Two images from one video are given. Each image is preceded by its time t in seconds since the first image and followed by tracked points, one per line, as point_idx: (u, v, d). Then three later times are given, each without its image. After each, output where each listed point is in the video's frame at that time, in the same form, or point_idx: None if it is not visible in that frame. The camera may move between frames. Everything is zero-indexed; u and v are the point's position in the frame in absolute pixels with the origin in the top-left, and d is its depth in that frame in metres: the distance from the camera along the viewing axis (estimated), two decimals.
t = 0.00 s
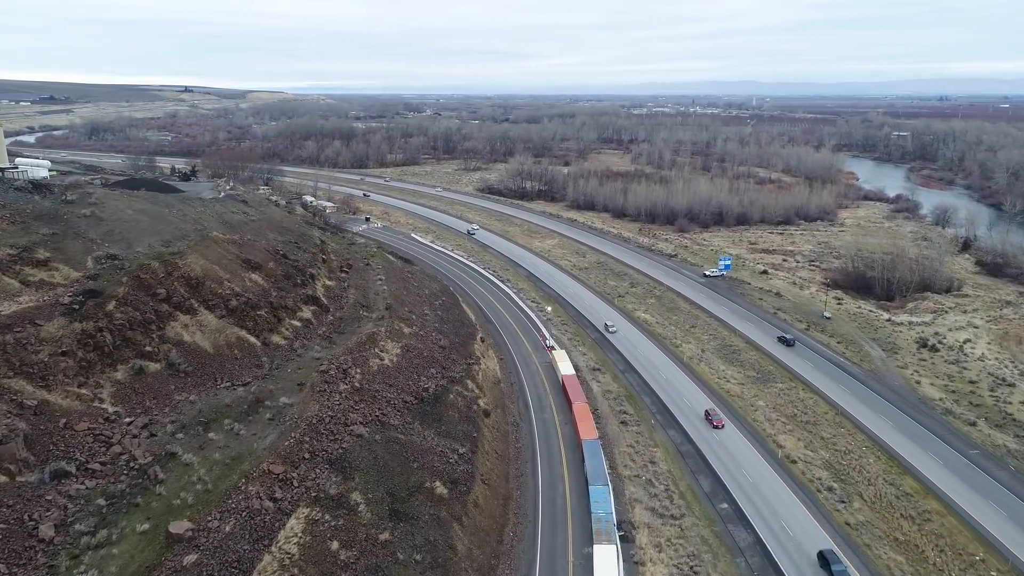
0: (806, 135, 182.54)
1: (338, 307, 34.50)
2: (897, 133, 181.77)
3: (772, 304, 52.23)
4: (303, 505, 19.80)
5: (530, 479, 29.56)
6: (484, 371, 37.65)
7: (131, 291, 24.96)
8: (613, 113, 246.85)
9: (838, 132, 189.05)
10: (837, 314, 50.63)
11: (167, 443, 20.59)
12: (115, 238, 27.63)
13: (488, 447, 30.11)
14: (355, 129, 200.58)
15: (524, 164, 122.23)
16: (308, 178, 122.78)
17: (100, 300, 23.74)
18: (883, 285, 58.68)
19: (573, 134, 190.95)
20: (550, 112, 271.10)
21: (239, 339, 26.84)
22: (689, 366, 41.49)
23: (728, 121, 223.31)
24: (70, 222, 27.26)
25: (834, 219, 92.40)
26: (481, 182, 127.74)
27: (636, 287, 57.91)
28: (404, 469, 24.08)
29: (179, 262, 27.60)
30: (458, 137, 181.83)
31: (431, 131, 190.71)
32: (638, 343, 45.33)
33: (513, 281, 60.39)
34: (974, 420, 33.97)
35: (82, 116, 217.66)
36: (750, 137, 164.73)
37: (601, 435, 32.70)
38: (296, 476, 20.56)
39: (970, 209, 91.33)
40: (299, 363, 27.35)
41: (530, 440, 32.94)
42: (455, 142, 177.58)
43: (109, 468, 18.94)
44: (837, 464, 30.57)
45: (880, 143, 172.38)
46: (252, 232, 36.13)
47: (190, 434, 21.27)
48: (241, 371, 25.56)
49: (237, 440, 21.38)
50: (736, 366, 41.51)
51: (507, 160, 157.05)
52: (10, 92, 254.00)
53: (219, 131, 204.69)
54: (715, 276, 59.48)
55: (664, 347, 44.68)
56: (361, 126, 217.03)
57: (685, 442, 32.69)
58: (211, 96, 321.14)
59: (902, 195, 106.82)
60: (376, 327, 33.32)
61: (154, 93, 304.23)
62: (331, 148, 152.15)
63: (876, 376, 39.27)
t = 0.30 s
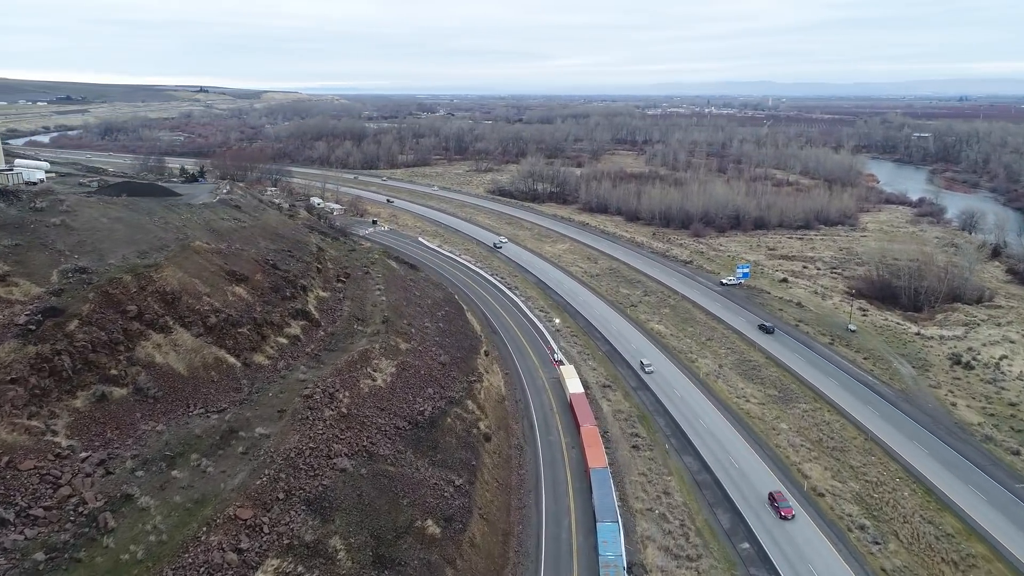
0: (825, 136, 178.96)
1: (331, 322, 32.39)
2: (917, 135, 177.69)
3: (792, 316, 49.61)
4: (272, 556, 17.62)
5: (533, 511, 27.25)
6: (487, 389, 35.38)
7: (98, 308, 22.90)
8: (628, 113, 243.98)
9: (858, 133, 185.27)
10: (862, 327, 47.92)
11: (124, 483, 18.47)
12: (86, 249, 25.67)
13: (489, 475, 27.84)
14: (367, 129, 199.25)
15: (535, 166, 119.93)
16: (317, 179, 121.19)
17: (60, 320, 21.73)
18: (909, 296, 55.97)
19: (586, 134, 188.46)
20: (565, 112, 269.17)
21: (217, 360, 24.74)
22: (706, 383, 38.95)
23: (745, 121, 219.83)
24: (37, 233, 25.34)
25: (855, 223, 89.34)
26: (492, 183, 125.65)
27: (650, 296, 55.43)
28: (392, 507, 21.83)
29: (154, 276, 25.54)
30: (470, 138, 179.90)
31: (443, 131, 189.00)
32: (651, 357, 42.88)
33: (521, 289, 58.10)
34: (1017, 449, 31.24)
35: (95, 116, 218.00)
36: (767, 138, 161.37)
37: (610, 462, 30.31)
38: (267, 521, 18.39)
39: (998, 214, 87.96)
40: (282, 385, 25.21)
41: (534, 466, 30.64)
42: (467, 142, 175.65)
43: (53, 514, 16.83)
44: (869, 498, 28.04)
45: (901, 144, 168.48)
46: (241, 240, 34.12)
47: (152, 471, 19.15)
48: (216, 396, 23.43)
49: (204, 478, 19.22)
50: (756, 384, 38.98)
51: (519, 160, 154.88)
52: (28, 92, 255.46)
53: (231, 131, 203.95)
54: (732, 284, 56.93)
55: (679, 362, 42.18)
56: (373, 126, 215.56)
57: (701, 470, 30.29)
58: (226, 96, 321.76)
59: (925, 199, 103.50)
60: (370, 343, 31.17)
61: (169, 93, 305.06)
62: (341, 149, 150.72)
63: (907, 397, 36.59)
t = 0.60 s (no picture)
0: (838, 137, 176.01)
1: (317, 337, 30.35)
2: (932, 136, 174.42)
3: (809, 327, 47.19)
4: None
5: (531, 546, 25.13)
6: (485, 408, 33.24)
7: (52, 329, 20.95)
8: (638, 113, 241.43)
9: (871, 133, 182.20)
10: (883, 339, 45.54)
11: (66, 531, 16.52)
12: (47, 262, 23.77)
13: (484, 506, 25.72)
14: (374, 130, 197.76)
15: (542, 167, 117.81)
16: (321, 180, 119.60)
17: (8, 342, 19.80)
18: (931, 305, 53.51)
19: (595, 134, 186.22)
20: (574, 112, 267.16)
21: (186, 383, 22.71)
22: (719, 401, 36.64)
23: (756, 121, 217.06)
24: None
25: (871, 227, 86.71)
26: (499, 185, 123.58)
27: (659, 305, 53.17)
28: (373, 550, 19.72)
29: (120, 290, 23.56)
30: (478, 138, 178.09)
31: (450, 132, 187.22)
32: (661, 371, 40.63)
33: (525, 296, 55.97)
34: None
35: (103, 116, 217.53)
36: (778, 138, 158.57)
37: (616, 491, 28.11)
38: None
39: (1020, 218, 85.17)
40: (257, 410, 23.17)
41: (534, 493, 28.48)
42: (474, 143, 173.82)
43: None
44: (897, 534, 25.78)
45: (916, 145, 165.38)
46: (224, 249, 32.17)
47: (100, 516, 17.16)
48: (183, 424, 21.40)
49: (157, 525, 17.20)
50: (772, 402, 36.67)
51: (526, 161, 152.89)
52: (37, 92, 255.72)
53: (238, 131, 203.02)
54: (744, 292, 54.63)
55: (690, 377, 39.89)
56: (381, 126, 214.24)
57: (714, 500, 28.04)
58: (235, 96, 321.62)
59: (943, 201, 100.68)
60: (359, 360, 29.10)
61: (178, 93, 305.07)
62: (347, 149, 149.19)
63: (936, 419, 34.17)
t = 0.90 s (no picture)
0: (845, 138, 173.50)
1: (296, 356, 28.23)
2: (941, 137, 171.66)
3: (821, 339, 44.89)
4: None
5: None
6: (477, 430, 31.05)
7: None
8: (642, 113, 239.22)
9: (879, 134, 179.65)
10: (900, 352, 43.24)
11: None
12: None
13: (472, 544, 23.56)
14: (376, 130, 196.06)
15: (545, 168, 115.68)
16: (320, 182, 117.71)
17: None
18: (948, 315, 51.15)
19: (599, 134, 184.09)
20: (578, 113, 265.06)
21: (142, 413, 20.58)
22: (727, 421, 34.39)
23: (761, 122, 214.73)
24: None
25: (882, 231, 84.33)
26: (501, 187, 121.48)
27: (663, 314, 50.92)
28: None
29: (72, 309, 21.48)
30: (480, 138, 176.17)
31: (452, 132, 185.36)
32: (665, 388, 38.38)
33: (524, 304, 53.81)
34: None
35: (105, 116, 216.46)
36: (785, 139, 155.98)
37: (616, 525, 25.92)
38: None
39: None
40: (221, 443, 21.05)
41: (527, 526, 26.33)
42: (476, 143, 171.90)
43: None
44: None
45: (925, 146, 162.87)
46: (198, 260, 30.10)
47: None
48: (135, 460, 19.28)
49: None
50: (785, 423, 34.39)
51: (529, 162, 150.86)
52: (40, 91, 254.90)
53: (239, 132, 201.32)
54: (752, 301, 52.36)
55: (696, 394, 37.62)
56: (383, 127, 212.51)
57: (723, 535, 25.81)
58: (238, 96, 320.67)
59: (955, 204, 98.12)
60: (339, 381, 26.94)
61: (181, 93, 304.20)
62: (348, 150, 147.40)
63: (961, 442, 31.92)
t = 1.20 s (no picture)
0: (851, 138, 170.97)
1: (265, 378, 25.95)
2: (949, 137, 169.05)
3: (833, 352, 42.48)
4: None
5: None
6: (465, 456, 28.72)
7: None
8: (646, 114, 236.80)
9: (886, 134, 177.01)
10: (917, 367, 40.82)
11: None
12: None
13: None
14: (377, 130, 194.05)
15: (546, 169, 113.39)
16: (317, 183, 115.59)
17: None
18: (965, 326, 48.70)
19: (601, 135, 181.81)
20: (581, 112, 262.73)
21: (79, 452, 18.31)
22: (735, 445, 31.99)
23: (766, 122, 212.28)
24: None
25: (892, 235, 81.84)
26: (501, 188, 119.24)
27: (666, 324, 48.55)
28: None
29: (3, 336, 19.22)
30: (481, 139, 174.00)
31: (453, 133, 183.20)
32: (669, 407, 36.00)
33: (521, 313, 51.49)
34: None
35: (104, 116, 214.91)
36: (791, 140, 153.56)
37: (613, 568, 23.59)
38: None
39: None
40: (169, 485, 18.78)
41: (516, 567, 24.00)
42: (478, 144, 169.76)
43: None
44: None
45: (933, 147, 160.32)
46: (162, 273, 27.86)
47: None
48: (66, 508, 17.01)
49: None
50: (796, 446, 32.01)
51: (530, 163, 148.60)
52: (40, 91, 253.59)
53: (240, 132, 199.55)
54: (759, 310, 49.97)
55: (702, 414, 35.24)
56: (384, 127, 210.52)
57: None
58: (240, 96, 319.17)
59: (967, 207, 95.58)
60: (310, 407, 24.65)
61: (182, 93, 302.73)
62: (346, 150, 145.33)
63: (989, 470, 29.52)
